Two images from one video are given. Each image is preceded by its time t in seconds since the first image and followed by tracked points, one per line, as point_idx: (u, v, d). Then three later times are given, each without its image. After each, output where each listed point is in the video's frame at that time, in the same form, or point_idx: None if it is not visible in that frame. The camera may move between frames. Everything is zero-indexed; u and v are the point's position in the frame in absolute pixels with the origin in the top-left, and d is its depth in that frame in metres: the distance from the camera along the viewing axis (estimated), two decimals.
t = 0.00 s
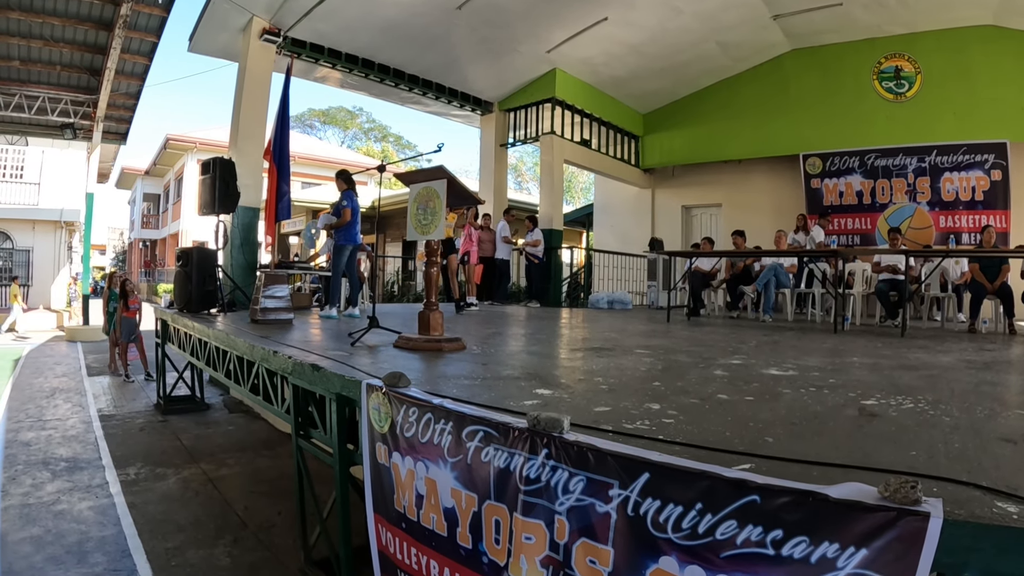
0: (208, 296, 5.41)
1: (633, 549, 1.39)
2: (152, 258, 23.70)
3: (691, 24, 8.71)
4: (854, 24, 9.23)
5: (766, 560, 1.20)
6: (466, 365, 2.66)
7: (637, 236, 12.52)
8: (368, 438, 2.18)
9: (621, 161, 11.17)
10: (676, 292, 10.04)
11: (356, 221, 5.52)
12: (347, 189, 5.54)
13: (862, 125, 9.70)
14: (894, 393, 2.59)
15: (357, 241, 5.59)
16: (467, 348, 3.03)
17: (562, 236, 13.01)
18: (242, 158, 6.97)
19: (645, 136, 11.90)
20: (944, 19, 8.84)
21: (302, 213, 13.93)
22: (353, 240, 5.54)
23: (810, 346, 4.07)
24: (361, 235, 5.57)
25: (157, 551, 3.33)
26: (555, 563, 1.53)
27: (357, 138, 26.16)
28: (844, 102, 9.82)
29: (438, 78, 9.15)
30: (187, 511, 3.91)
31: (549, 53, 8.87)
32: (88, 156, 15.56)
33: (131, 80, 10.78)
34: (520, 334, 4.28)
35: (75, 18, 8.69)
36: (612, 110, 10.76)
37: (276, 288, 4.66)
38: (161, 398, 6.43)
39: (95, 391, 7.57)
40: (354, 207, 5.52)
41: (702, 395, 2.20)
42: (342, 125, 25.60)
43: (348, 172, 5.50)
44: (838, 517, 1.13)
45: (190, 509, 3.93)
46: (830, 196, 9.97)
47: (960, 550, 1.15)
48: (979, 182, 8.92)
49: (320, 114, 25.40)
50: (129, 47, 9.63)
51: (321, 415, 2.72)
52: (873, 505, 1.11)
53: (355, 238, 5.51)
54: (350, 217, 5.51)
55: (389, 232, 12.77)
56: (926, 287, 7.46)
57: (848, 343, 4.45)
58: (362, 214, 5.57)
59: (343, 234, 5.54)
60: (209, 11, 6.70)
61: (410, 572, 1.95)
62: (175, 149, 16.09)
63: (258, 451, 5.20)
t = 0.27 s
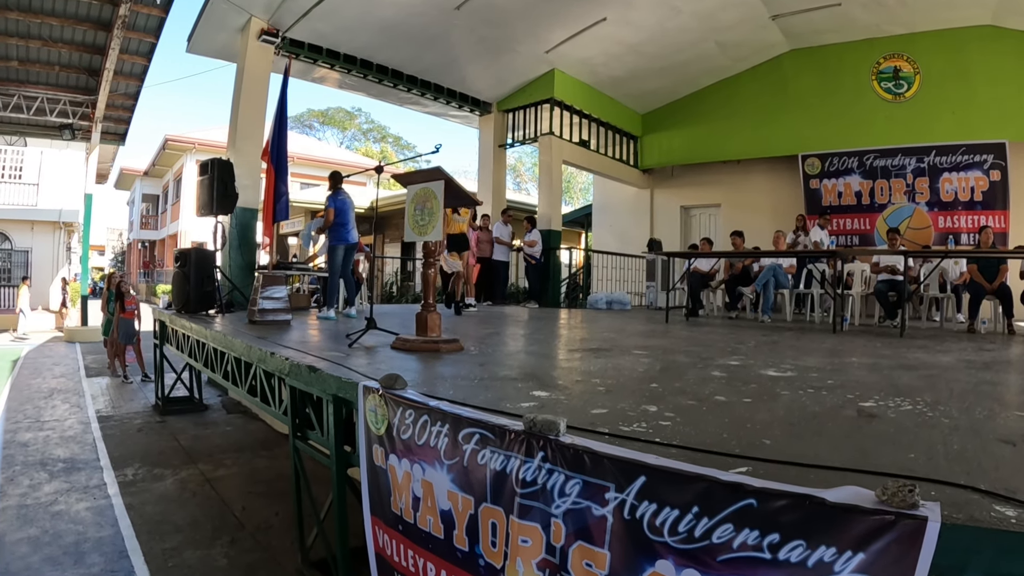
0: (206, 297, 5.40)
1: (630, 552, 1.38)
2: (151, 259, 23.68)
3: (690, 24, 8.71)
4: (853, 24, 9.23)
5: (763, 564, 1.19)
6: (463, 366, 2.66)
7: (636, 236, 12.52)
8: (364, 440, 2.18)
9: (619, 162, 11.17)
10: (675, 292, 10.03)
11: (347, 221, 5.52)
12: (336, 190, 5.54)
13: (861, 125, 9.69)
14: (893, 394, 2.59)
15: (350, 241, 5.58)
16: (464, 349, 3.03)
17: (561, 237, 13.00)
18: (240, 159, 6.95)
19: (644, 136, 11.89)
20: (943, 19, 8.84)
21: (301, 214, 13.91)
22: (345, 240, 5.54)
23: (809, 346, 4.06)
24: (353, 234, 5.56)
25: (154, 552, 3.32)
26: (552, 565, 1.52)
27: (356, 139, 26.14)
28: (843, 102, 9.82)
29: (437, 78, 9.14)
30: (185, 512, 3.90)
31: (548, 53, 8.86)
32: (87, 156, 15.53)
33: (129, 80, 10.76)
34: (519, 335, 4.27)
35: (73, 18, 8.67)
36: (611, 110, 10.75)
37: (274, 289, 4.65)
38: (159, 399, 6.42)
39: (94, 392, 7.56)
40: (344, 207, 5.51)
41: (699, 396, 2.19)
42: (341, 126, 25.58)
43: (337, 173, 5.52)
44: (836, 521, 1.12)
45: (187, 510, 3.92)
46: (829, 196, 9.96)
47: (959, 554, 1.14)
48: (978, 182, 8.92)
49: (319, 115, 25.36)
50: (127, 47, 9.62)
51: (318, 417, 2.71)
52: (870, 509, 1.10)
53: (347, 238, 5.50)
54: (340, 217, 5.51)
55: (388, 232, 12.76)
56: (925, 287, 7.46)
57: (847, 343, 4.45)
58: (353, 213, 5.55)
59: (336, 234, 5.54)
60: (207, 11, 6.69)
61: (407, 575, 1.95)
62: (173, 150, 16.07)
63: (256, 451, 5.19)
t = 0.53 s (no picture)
0: (205, 298, 5.40)
1: (626, 554, 1.38)
2: (150, 260, 23.66)
3: (689, 25, 8.71)
4: (852, 25, 9.23)
5: (760, 567, 1.19)
6: (462, 368, 2.66)
7: (635, 237, 12.52)
8: (362, 442, 2.18)
9: (618, 163, 11.18)
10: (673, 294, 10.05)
11: (346, 225, 5.51)
12: (340, 194, 5.57)
13: (860, 125, 9.69)
14: (890, 396, 2.59)
15: (348, 245, 5.56)
16: (462, 351, 3.03)
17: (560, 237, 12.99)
18: (239, 160, 6.96)
19: (643, 137, 11.89)
20: (941, 20, 8.85)
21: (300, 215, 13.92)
22: (342, 243, 5.53)
23: (808, 348, 4.06)
24: (351, 238, 5.54)
25: (152, 554, 3.32)
26: (548, 567, 1.52)
27: (354, 140, 26.14)
28: (842, 103, 9.82)
29: (436, 79, 9.14)
30: (183, 513, 3.90)
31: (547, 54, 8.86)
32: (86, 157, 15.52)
33: (128, 81, 10.76)
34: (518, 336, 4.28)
35: (72, 19, 8.67)
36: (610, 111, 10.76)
37: (273, 290, 4.65)
38: (157, 401, 6.41)
39: (92, 393, 7.55)
40: (344, 212, 5.51)
41: (697, 398, 2.19)
42: (340, 127, 25.59)
43: (345, 177, 5.57)
44: (834, 523, 1.12)
45: (186, 512, 3.92)
46: (827, 197, 9.98)
47: (955, 556, 1.14)
48: (977, 183, 8.94)
49: (317, 115, 25.35)
50: (126, 48, 9.62)
51: (316, 418, 2.71)
52: (867, 511, 1.10)
53: (343, 242, 5.48)
54: (339, 221, 5.51)
55: (387, 233, 12.76)
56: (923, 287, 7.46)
57: (845, 344, 4.45)
58: (352, 218, 5.51)
59: (336, 236, 5.56)
60: (206, 12, 6.69)
61: None
62: (172, 151, 16.06)
63: (255, 453, 5.18)
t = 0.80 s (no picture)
0: (202, 299, 5.41)
1: (618, 553, 1.39)
2: (148, 261, 23.65)
3: (687, 25, 8.72)
4: (849, 26, 9.25)
5: (751, 566, 1.20)
6: (457, 368, 2.67)
7: (632, 237, 12.54)
8: (357, 442, 2.19)
9: (615, 164, 11.20)
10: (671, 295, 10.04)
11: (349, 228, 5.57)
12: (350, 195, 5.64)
13: (857, 126, 9.72)
14: (885, 395, 2.60)
15: (351, 246, 5.64)
16: (458, 352, 3.03)
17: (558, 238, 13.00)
18: (237, 161, 6.96)
19: (640, 138, 11.91)
20: (938, 21, 8.87)
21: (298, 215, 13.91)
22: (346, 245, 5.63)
23: (804, 348, 4.08)
24: (354, 241, 5.60)
25: (150, 553, 3.33)
26: (541, 566, 1.53)
27: (352, 140, 26.15)
28: (839, 104, 9.85)
29: (433, 80, 9.16)
30: (181, 513, 3.90)
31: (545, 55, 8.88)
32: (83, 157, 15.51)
33: (126, 82, 10.77)
34: (515, 337, 4.29)
35: (70, 19, 8.67)
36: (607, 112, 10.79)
37: (270, 291, 4.66)
38: (155, 401, 6.42)
39: (90, 393, 7.55)
40: (350, 215, 5.56)
41: (691, 398, 2.20)
42: (338, 127, 25.60)
43: (356, 180, 5.58)
44: (824, 523, 1.13)
45: (183, 512, 3.92)
46: (824, 198, 10.00)
47: (946, 556, 1.15)
48: (974, 184, 8.97)
49: (315, 116, 25.34)
50: (124, 48, 9.62)
51: (312, 419, 2.72)
52: (857, 511, 1.11)
53: (345, 244, 5.57)
54: (344, 223, 5.60)
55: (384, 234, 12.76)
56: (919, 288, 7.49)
57: (841, 345, 4.46)
58: (356, 221, 5.54)
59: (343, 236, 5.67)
60: (203, 13, 6.70)
61: None
62: (170, 151, 16.06)
63: (252, 453, 5.18)
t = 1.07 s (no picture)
0: (194, 301, 5.40)
1: (605, 554, 1.40)
2: (140, 263, 23.55)
3: (680, 28, 8.77)
4: (840, 29, 9.33)
5: (736, 566, 1.22)
6: (449, 371, 2.68)
7: (625, 239, 12.57)
8: (347, 444, 2.19)
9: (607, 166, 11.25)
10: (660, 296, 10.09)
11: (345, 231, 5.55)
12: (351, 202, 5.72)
13: (848, 128, 9.79)
14: (873, 397, 2.62)
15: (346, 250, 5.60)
16: (449, 353, 3.04)
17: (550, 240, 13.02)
18: (229, 163, 6.96)
19: (631, 140, 11.96)
20: (928, 23, 8.96)
21: (291, 217, 13.89)
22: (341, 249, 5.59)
23: (794, 350, 4.11)
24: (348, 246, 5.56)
25: (142, 556, 3.31)
26: (529, 567, 1.54)
27: (345, 143, 26.13)
28: (830, 106, 9.91)
29: (425, 83, 9.17)
30: (173, 516, 3.89)
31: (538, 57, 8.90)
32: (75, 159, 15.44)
33: (118, 84, 10.74)
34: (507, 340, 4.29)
35: (63, 20, 8.64)
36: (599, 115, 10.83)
37: (261, 293, 4.65)
38: (147, 404, 6.39)
39: (82, 396, 7.51)
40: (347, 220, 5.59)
41: (680, 400, 2.22)
42: (331, 129, 25.57)
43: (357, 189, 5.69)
44: (809, 524, 1.14)
45: (176, 515, 3.91)
46: (815, 200, 10.06)
47: (930, 556, 1.17)
48: (964, 185, 9.04)
49: (308, 118, 25.26)
50: (116, 50, 9.59)
51: (303, 421, 2.72)
52: (840, 512, 1.12)
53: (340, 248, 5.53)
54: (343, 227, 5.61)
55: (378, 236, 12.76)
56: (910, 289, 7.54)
57: (831, 346, 4.50)
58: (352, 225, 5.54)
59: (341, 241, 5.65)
60: (195, 15, 6.69)
61: None
62: (162, 153, 16.00)
63: (245, 456, 5.17)
